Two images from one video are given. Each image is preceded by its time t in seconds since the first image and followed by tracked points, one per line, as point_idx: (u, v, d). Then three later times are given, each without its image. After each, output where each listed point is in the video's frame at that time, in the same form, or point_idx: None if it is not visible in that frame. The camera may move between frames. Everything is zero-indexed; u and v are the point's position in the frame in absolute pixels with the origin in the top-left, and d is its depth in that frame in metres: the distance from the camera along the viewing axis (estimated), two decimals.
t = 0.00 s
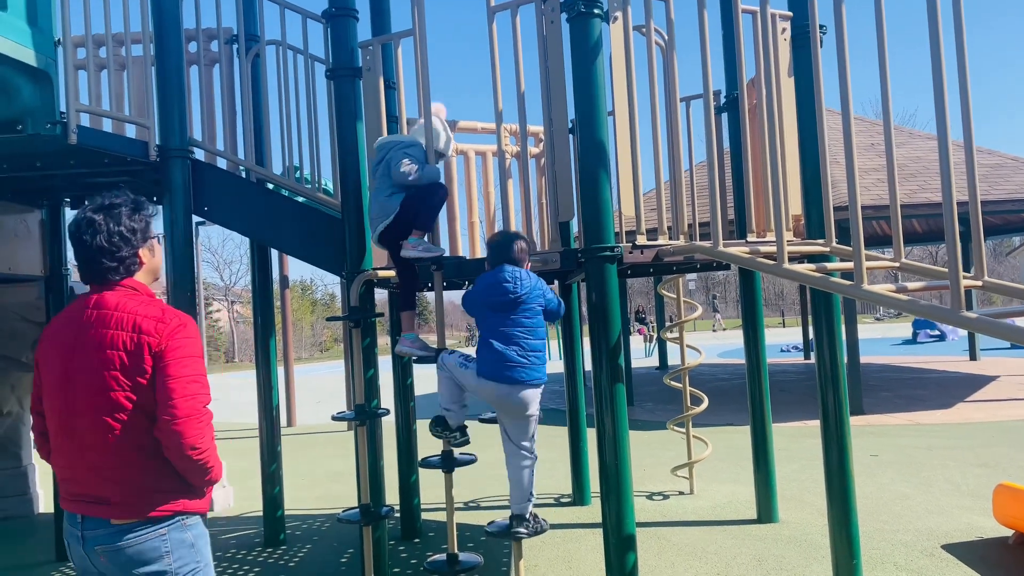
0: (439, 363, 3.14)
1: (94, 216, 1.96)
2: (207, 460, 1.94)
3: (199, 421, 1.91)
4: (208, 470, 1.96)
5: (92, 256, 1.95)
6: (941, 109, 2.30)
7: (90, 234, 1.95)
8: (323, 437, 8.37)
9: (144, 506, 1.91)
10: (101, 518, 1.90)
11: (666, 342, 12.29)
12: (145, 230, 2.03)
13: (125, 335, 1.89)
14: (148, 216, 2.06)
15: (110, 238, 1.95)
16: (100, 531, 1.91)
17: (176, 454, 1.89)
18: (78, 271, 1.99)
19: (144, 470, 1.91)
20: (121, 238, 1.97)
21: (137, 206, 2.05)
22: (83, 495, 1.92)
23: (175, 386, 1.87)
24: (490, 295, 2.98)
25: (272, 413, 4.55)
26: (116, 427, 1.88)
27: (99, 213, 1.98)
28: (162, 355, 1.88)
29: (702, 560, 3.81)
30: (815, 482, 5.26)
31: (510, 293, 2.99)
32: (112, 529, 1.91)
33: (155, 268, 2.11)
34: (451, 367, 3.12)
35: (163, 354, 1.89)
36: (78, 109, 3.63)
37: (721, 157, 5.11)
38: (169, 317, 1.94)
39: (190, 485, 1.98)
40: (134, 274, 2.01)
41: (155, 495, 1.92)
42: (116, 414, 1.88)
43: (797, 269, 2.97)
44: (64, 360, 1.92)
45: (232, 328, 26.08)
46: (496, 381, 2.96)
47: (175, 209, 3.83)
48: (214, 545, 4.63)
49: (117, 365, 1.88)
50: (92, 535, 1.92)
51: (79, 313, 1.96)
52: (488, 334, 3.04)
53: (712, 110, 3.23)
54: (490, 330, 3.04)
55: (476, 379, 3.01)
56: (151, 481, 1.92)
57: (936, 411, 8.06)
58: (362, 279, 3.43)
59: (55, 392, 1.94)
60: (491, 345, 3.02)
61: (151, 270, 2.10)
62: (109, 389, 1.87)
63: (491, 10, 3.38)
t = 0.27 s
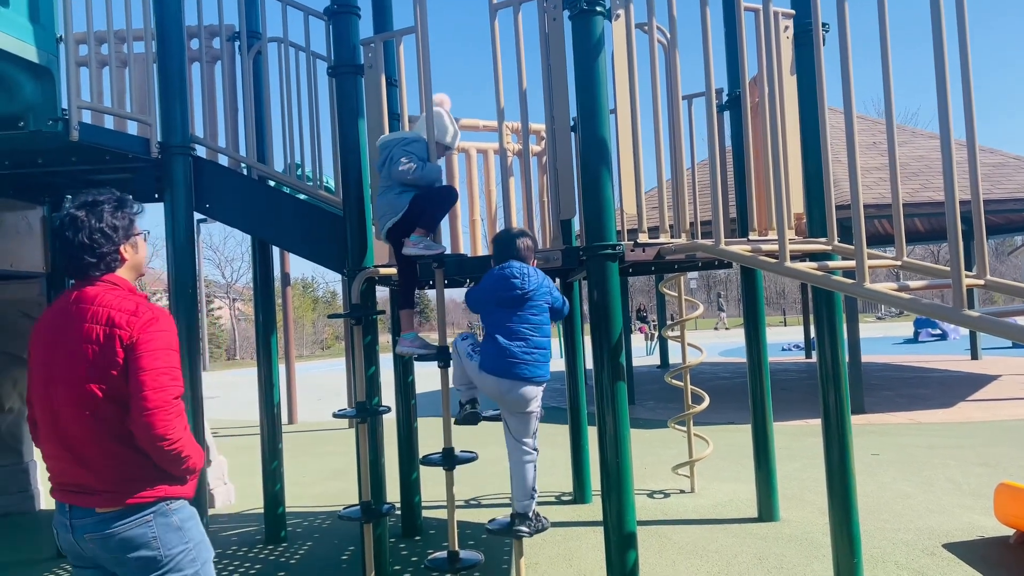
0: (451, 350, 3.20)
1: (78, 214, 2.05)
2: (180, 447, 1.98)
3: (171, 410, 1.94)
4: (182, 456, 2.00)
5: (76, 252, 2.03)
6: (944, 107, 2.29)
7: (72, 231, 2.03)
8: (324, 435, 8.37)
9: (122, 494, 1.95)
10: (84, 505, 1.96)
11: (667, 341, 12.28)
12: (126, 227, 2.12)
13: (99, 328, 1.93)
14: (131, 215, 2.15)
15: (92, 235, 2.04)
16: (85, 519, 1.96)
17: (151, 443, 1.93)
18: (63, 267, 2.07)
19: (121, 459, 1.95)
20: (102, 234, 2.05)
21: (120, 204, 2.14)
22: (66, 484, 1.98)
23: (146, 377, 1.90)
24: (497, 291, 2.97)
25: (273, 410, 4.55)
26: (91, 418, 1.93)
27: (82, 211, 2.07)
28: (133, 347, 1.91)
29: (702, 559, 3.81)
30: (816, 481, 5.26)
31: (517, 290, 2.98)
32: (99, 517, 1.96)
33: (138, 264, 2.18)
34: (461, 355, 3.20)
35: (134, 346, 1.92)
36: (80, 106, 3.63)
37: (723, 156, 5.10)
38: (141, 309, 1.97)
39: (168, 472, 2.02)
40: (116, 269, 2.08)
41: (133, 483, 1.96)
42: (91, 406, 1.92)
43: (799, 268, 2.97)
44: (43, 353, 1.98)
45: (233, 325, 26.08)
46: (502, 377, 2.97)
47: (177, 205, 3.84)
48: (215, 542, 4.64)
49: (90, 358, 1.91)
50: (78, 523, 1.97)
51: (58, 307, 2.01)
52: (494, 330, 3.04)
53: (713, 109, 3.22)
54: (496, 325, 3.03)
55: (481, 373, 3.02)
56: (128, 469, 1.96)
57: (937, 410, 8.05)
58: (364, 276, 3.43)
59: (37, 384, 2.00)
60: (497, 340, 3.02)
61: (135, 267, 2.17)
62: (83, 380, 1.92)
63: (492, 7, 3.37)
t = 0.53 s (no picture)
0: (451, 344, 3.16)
1: (68, 210, 2.05)
2: (174, 440, 1.99)
3: (163, 403, 1.95)
4: (176, 449, 2.00)
5: (65, 248, 2.03)
6: (946, 105, 2.28)
7: (63, 228, 2.04)
8: (325, 432, 8.38)
9: (118, 487, 1.96)
10: (83, 499, 1.97)
11: (668, 338, 12.27)
12: (116, 224, 2.11)
13: (89, 325, 1.93)
14: (122, 212, 2.14)
15: (82, 232, 2.03)
16: (83, 513, 1.98)
17: (144, 437, 1.94)
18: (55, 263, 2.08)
19: (116, 452, 1.96)
20: (91, 232, 2.04)
21: (110, 200, 2.13)
22: (65, 478, 2.00)
23: (137, 371, 1.91)
24: (495, 289, 2.97)
25: (274, 407, 4.55)
26: (85, 412, 1.94)
27: (73, 207, 2.07)
28: (123, 342, 1.92)
29: (702, 556, 3.81)
30: (817, 479, 5.26)
31: (515, 288, 2.98)
32: (95, 511, 1.97)
33: (129, 261, 2.18)
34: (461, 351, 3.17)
35: (124, 341, 1.92)
36: (80, 102, 3.62)
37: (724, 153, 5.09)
38: (130, 304, 1.98)
39: (164, 464, 2.02)
40: (106, 267, 2.08)
41: (129, 476, 1.97)
42: (84, 400, 1.93)
43: (800, 265, 2.96)
44: (38, 349, 2.00)
45: (234, 322, 26.11)
46: (502, 374, 2.97)
47: (178, 202, 3.83)
48: (215, 538, 4.64)
49: (81, 354, 1.92)
50: (76, 516, 1.98)
51: (52, 305, 2.03)
52: (494, 328, 3.04)
53: (715, 107, 3.21)
54: (496, 324, 3.04)
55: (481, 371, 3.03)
56: (124, 462, 1.97)
57: (938, 408, 8.04)
58: (364, 273, 3.43)
59: (33, 381, 2.02)
60: (497, 338, 3.02)
61: (126, 264, 2.17)
62: (75, 376, 1.93)
63: (493, 4, 3.36)
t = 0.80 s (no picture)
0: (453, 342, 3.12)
1: (75, 205, 2.07)
2: (178, 434, 1.99)
3: (167, 397, 1.95)
4: (180, 442, 2.01)
5: (71, 242, 2.04)
6: (946, 102, 2.28)
7: (69, 222, 2.05)
8: (325, 428, 8.39)
9: (122, 480, 1.97)
10: (86, 491, 1.98)
11: (668, 335, 12.28)
12: (122, 220, 2.12)
13: (94, 319, 1.94)
14: (128, 207, 2.16)
15: (88, 226, 2.05)
16: (86, 504, 1.98)
17: (147, 431, 1.94)
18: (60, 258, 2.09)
19: (119, 445, 1.97)
20: (98, 227, 2.06)
21: (116, 195, 2.15)
22: (69, 470, 2.00)
23: (140, 365, 1.91)
24: (496, 287, 2.97)
25: (274, 403, 4.55)
26: (89, 405, 1.95)
27: (79, 202, 2.08)
28: (127, 336, 1.92)
29: (702, 552, 3.82)
30: (816, 475, 5.26)
31: (515, 286, 2.98)
32: (99, 502, 1.97)
33: (134, 256, 2.19)
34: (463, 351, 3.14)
35: (128, 335, 1.92)
36: (80, 98, 3.62)
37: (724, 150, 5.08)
38: (135, 299, 1.98)
39: (167, 458, 2.03)
40: (112, 262, 2.09)
41: (132, 469, 1.98)
42: (88, 393, 1.94)
43: (799, 262, 2.96)
44: (45, 343, 2.02)
45: (234, 318, 26.13)
46: (500, 372, 2.97)
47: (178, 198, 3.82)
48: (215, 534, 4.65)
49: (87, 348, 1.93)
50: (79, 508, 1.99)
51: (58, 299, 2.04)
52: (493, 326, 3.04)
53: (715, 103, 3.21)
54: (495, 321, 3.04)
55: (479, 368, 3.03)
56: (128, 455, 1.97)
57: (938, 405, 8.05)
58: (364, 269, 3.44)
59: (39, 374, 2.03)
60: (496, 335, 3.02)
61: (131, 259, 2.19)
62: (80, 368, 1.93)
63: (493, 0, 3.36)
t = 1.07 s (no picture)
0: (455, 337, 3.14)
1: (99, 200, 2.08)
2: (189, 432, 1.98)
3: (176, 395, 1.94)
4: (191, 439, 1.99)
5: (95, 237, 2.06)
6: (946, 99, 2.28)
7: (93, 217, 2.07)
8: (325, 424, 8.40)
9: (136, 476, 1.98)
10: (103, 485, 2.00)
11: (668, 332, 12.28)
12: (144, 216, 2.14)
13: (108, 316, 1.95)
14: (151, 203, 2.18)
15: (112, 221, 2.07)
16: (102, 497, 2.00)
17: (158, 428, 1.93)
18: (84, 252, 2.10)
19: (133, 441, 1.97)
20: (121, 222, 2.08)
21: (141, 191, 2.16)
22: (86, 464, 2.02)
23: (149, 363, 1.91)
24: (492, 282, 2.97)
25: (273, 399, 4.55)
26: (104, 401, 1.96)
27: (103, 197, 2.10)
28: (138, 334, 1.92)
29: (701, 549, 3.82)
30: (816, 473, 5.27)
31: (511, 281, 2.97)
32: (115, 495, 1.99)
33: (157, 254, 2.20)
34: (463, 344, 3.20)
35: (140, 333, 1.92)
36: (80, 94, 3.62)
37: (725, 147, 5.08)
38: (148, 297, 1.98)
39: (179, 454, 2.02)
40: (133, 257, 2.10)
41: (146, 465, 1.98)
42: (104, 389, 1.95)
43: (799, 259, 2.96)
44: (64, 339, 2.04)
45: (235, 315, 26.14)
46: (495, 367, 2.98)
47: (178, 194, 3.83)
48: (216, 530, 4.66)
49: (101, 345, 1.94)
50: (96, 500, 2.01)
51: (79, 295, 2.06)
52: (489, 320, 3.05)
53: (715, 100, 3.20)
54: (491, 316, 3.04)
55: (475, 362, 3.05)
56: (140, 451, 1.98)
57: (938, 403, 8.05)
58: (363, 266, 3.42)
59: (60, 370, 2.06)
60: (492, 330, 3.03)
61: (153, 255, 2.20)
62: (96, 365, 1.95)
63: None
